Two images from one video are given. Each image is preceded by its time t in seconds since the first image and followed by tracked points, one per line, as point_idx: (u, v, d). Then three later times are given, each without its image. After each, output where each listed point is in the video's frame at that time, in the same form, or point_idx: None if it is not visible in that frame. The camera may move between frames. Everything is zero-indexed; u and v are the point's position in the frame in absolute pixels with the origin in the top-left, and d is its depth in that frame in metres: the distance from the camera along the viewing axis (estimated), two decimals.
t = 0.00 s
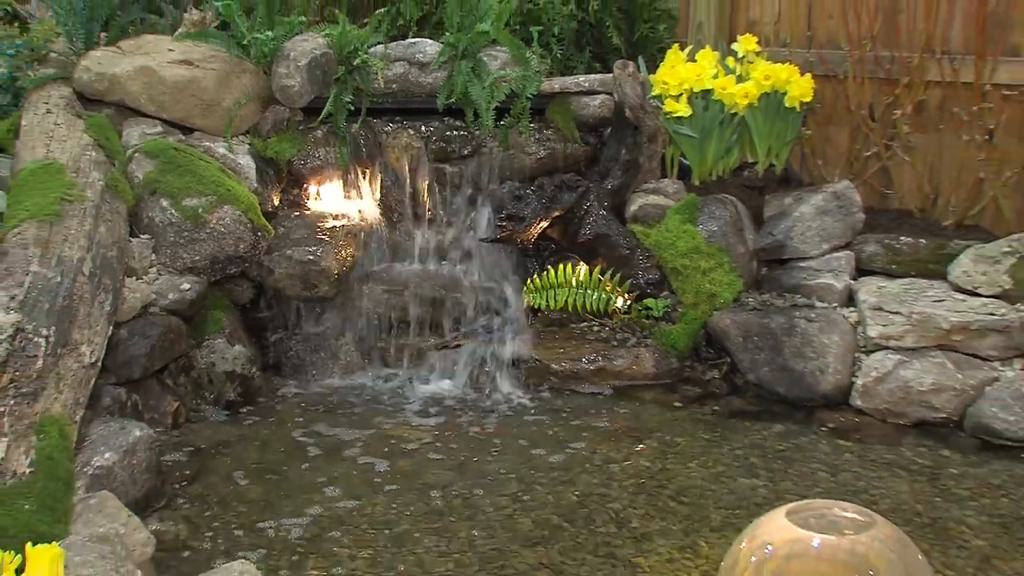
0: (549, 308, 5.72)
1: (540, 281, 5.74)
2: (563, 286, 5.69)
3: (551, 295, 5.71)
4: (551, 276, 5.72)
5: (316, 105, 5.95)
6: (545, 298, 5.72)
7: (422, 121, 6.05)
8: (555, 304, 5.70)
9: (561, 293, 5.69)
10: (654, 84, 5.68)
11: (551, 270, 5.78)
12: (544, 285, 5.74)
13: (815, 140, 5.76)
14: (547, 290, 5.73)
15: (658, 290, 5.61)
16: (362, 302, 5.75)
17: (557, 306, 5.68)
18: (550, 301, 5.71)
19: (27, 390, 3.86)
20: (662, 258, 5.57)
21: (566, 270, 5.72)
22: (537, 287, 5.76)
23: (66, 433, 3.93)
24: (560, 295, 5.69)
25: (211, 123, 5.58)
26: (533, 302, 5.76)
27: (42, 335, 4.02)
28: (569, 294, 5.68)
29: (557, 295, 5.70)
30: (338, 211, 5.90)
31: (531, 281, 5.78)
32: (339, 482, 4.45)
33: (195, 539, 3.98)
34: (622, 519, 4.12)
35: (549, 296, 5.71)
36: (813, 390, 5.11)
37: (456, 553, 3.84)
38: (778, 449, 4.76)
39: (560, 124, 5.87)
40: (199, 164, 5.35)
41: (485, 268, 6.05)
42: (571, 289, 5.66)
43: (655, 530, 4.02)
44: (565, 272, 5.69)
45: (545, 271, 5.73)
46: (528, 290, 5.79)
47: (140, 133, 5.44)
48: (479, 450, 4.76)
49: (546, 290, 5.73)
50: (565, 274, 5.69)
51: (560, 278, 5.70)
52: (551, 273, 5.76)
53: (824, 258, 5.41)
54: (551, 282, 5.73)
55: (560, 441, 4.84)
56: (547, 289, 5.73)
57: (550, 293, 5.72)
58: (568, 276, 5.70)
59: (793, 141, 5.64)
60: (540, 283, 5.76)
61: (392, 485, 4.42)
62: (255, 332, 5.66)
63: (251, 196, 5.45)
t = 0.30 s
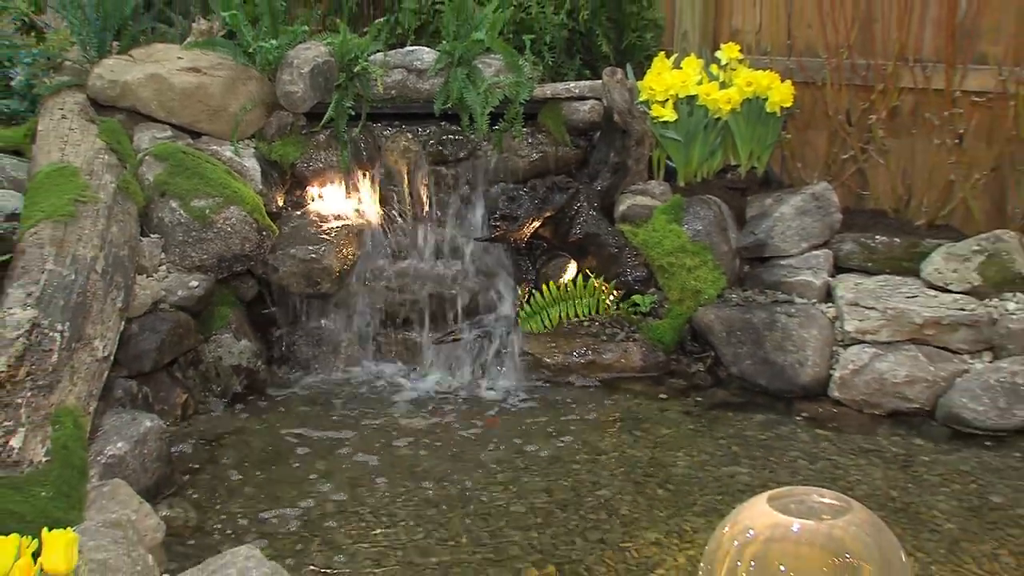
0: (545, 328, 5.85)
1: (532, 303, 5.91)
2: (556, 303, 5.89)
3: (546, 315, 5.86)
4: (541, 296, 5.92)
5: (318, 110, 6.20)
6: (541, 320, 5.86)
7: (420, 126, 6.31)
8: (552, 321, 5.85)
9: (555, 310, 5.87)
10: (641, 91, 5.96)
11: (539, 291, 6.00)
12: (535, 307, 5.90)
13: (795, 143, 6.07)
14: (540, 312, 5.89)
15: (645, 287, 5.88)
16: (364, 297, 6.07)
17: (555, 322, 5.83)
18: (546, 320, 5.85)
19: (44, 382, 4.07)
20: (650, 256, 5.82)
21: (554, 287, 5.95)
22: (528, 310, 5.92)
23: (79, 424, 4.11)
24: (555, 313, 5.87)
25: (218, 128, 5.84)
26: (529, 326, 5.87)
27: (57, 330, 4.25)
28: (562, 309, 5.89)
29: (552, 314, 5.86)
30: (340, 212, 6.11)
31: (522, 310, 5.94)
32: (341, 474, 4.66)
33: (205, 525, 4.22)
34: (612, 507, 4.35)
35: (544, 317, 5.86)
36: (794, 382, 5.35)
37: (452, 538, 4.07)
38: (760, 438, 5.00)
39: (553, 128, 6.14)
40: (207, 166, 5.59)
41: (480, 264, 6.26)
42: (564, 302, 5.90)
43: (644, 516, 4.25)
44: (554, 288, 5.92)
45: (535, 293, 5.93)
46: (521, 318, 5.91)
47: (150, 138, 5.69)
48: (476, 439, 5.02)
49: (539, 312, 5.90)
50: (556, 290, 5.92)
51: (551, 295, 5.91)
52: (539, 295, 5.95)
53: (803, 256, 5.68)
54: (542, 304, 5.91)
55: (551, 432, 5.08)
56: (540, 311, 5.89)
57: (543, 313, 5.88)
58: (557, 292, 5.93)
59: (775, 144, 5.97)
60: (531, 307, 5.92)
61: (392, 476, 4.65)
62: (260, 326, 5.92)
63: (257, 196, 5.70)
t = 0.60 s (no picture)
0: (537, 316, 6.18)
1: (528, 291, 6.21)
2: (550, 294, 6.20)
3: (539, 304, 6.19)
4: (537, 286, 6.22)
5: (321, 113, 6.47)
6: (534, 308, 6.18)
7: (419, 129, 6.59)
8: (544, 310, 6.18)
9: (549, 300, 6.19)
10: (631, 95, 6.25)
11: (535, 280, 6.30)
12: (530, 295, 6.21)
13: (778, 146, 6.36)
14: (534, 300, 6.21)
15: (634, 284, 6.16)
16: (364, 295, 6.28)
17: (546, 312, 6.16)
18: (539, 309, 6.18)
19: (59, 374, 4.29)
20: (639, 254, 6.10)
21: (550, 278, 6.25)
22: (524, 296, 6.23)
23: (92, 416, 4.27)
24: (547, 303, 6.19)
25: (225, 131, 6.11)
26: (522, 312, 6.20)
27: (71, 326, 4.49)
28: (556, 299, 6.20)
29: (545, 303, 6.19)
30: (342, 212, 6.43)
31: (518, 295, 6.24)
32: (346, 462, 4.89)
33: (213, 511, 4.44)
34: (603, 494, 4.57)
35: (537, 305, 6.19)
36: (777, 373, 5.60)
37: (449, 523, 4.31)
38: (744, 427, 5.23)
39: (545, 131, 6.43)
40: (214, 168, 5.84)
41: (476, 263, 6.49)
42: (558, 293, 6.20)
43: (634, 501, 4.49)
44: (550, 279, 6.22)
45: (532, 283, 6.22)
46: (516, 303, 6.23)
47: (160, 141, 5.95)
48: (472, 429, 5.26)
49: (534, 300, 6.21)
50: (551, 281, 6.22)
51: (546, 285, 6.22)
52: (535, 283, 6.26)
53: (785, 254, 5.94)
54: (537, 292, 6.22)
55: (544, 422, 5.32)
56: (535, 299, 6.20)
57: (537, 301, 6.20)
58: (552, 283, 6.23)
59: (758, 147, 6.22)
60: (527, 294, 6.22)
61: (393, 465, 4.87)
62: (266, 321, 6.19)
63: (262, 197, 5.94)
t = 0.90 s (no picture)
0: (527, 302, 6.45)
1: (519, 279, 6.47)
2: (541, 282, 6.45)
3: (530, 291, 6.45)
4: (528, 274, 6.47)
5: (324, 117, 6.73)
6: (524, 294, 6.44)
7: (419, 132, 6.88)
8: (534, 298, 6.44)
9: (539, 288, 6.44)
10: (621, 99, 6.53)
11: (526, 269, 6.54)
12: (522, 282, 6.46)
13: (761, 148, 6.74)
14: (525, 286, 6.46)
15: (623, 281, 6.43)
16: (365, 291, 6.56)
17: (536, 300, 6.42)
18: (529, 296, 6.44)
19: (74, 367, 4.49)
20: (628, 252, 6.37)
21: (541, 268, 6.50)
22: (516, 284, 6.48)
23: (105, 406, 4.47)
24: (538, 290, 6.44)
25: (231, 134, 6.35)
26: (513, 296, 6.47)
27: (85, 320, 4.74)
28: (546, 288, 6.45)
29: (536, 291, 6.44)
30: (343, 212, 6.64)
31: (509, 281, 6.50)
32: (348, 452, 5.13)
33: (222, 498, 4.66)
34: (594, 481, 4.80)
35: (528, 292, 6.44)
36: (761, 367, 5.82)
37: (447, 512, 4.54)
38: (731, 418, 5.46)
39: (540, 134, 6.73)
40: (221, 170, 6.09)
41: (473, 259, 6.82)
42: (548, 283, 6.45)
43: (625, 490, 4.71)
44: (541, 269, 6.48)
45: (523, 271, 6.48)
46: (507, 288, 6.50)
47: (170, 144, 6.21)
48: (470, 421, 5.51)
49: (524, 287, 6.46)
50: (542, 271, 6.47)
51: (537, 275, 6.46)
52: (527, 271, 6.50)
53: (769, 252, 6.23)
54: (527, 280, 6.47)
55: (537, 414, 5.55)
56: (525, 286, 6.46)
57: (528, 288, 6.45)
58: (543, 272, 6.48)
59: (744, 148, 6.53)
60: (518, 281, 6.47)
61: (392, 457, 5.10)
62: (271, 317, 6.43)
63: (267, 198, 6.19)
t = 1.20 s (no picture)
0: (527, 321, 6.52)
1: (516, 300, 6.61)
2: (536, 297, 6.58)
3: (528, 308, 6.55)
4: (523, 291, 6.63)
5: (326, 119, 6.93)
6: (523, 312, 6.54)
7: (417, 134, 7.12)
8: (533, 314, 6.53)
9: (536, 303, 6.56)
10: (614, 101, 6.73)
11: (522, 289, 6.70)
12: (519, 302, 6.60)
13: (750, 150, 6.97)
14: (522, 304, 6.59)
15: (615, 278, 6.63)
16: (366, 288, 6.73)
17: (535, 314, 6.51)
18: (528, 313, 6.53)
19: (83, 362, 4.69)
20: (620, 250, 6.57)
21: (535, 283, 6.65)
22: (513, 306, 6.62)
23: (112, 401, 4.65)
24: (535, 305, 6.55)
25: (236, 136, 6.55)
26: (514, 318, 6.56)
27: (94, 317, 4.93)
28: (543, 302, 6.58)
29: (533, 307, 6.55)
30: (346, 211, 6.79)
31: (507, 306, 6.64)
32: (348, 445, 5.32)
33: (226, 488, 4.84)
34: (586, 472, 5.00)
35: (527, 310, 6.54)
36: (749, 362, 5.99)
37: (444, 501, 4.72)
38: (719, 412, 5.64)
39: (534, 135, 6.95)
40: (226, 171, 6.28)
41: (470, 257, 6.97)
42: (544, 295, 6.59)
43: (616, 481, 4.89)
44: (535, 283, 6.63)
45: (518, 289, 6.64)
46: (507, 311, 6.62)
47: (176, 145, 6.39)
48: (467, 415, 5.70)
49: (522, 306, 6.58)
50: (536, 285, 6.62)
51: (532, 291, 6.60)
52: (522, 291, 6.66)
53: (758, 250, 6.45)
54: (524, 299, 6.60)
55: (532, 408, 5.74)
56: (523, 304, 6.59)
57: (525, 306, 6.57)
58: (537, 287, 6.63)
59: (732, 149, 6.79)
60: (516, 302, 6.62)
61: (391, 449, 5.29)
62: (274, 314, 6.63)
63: (270, 198, 6.39)
